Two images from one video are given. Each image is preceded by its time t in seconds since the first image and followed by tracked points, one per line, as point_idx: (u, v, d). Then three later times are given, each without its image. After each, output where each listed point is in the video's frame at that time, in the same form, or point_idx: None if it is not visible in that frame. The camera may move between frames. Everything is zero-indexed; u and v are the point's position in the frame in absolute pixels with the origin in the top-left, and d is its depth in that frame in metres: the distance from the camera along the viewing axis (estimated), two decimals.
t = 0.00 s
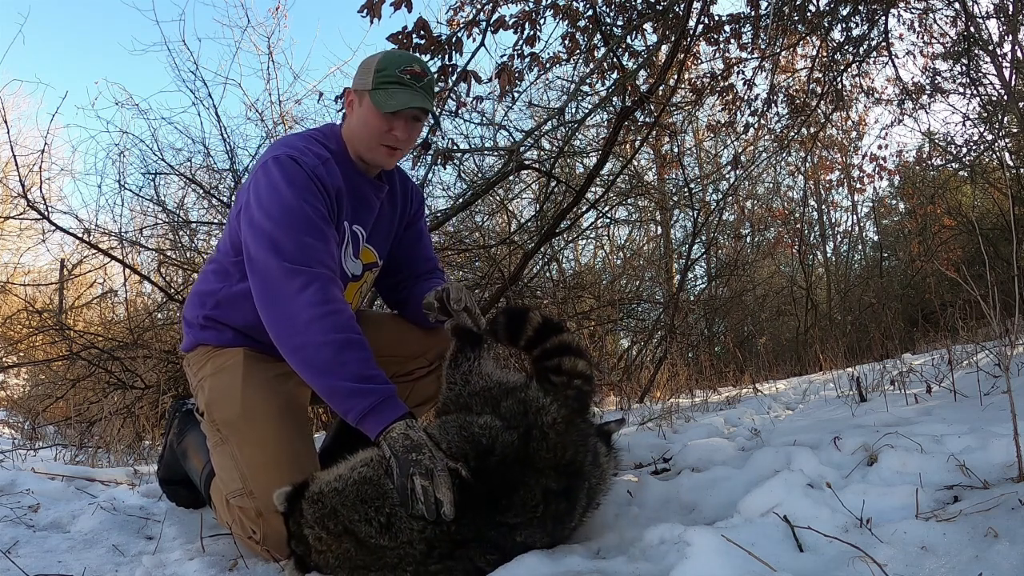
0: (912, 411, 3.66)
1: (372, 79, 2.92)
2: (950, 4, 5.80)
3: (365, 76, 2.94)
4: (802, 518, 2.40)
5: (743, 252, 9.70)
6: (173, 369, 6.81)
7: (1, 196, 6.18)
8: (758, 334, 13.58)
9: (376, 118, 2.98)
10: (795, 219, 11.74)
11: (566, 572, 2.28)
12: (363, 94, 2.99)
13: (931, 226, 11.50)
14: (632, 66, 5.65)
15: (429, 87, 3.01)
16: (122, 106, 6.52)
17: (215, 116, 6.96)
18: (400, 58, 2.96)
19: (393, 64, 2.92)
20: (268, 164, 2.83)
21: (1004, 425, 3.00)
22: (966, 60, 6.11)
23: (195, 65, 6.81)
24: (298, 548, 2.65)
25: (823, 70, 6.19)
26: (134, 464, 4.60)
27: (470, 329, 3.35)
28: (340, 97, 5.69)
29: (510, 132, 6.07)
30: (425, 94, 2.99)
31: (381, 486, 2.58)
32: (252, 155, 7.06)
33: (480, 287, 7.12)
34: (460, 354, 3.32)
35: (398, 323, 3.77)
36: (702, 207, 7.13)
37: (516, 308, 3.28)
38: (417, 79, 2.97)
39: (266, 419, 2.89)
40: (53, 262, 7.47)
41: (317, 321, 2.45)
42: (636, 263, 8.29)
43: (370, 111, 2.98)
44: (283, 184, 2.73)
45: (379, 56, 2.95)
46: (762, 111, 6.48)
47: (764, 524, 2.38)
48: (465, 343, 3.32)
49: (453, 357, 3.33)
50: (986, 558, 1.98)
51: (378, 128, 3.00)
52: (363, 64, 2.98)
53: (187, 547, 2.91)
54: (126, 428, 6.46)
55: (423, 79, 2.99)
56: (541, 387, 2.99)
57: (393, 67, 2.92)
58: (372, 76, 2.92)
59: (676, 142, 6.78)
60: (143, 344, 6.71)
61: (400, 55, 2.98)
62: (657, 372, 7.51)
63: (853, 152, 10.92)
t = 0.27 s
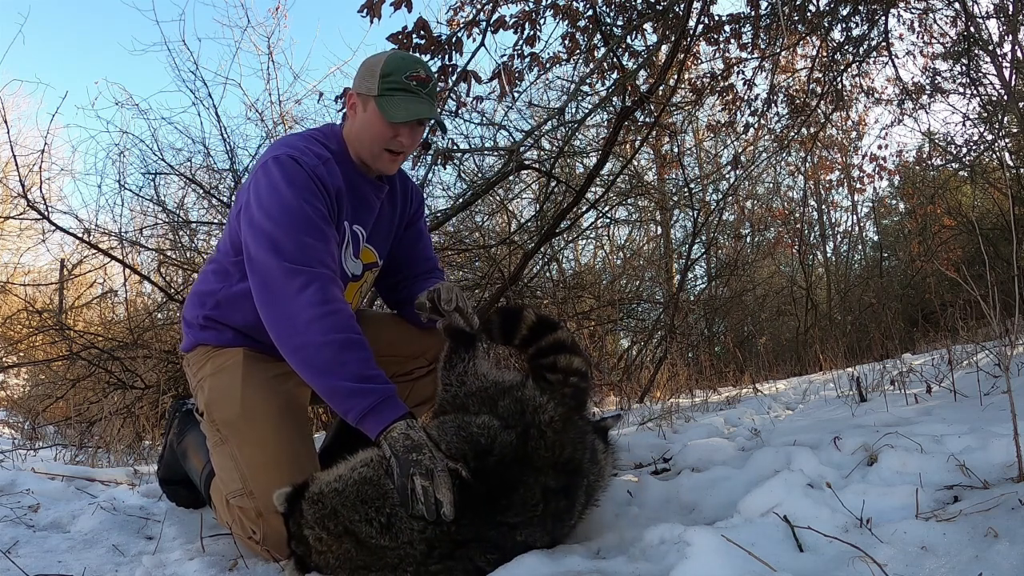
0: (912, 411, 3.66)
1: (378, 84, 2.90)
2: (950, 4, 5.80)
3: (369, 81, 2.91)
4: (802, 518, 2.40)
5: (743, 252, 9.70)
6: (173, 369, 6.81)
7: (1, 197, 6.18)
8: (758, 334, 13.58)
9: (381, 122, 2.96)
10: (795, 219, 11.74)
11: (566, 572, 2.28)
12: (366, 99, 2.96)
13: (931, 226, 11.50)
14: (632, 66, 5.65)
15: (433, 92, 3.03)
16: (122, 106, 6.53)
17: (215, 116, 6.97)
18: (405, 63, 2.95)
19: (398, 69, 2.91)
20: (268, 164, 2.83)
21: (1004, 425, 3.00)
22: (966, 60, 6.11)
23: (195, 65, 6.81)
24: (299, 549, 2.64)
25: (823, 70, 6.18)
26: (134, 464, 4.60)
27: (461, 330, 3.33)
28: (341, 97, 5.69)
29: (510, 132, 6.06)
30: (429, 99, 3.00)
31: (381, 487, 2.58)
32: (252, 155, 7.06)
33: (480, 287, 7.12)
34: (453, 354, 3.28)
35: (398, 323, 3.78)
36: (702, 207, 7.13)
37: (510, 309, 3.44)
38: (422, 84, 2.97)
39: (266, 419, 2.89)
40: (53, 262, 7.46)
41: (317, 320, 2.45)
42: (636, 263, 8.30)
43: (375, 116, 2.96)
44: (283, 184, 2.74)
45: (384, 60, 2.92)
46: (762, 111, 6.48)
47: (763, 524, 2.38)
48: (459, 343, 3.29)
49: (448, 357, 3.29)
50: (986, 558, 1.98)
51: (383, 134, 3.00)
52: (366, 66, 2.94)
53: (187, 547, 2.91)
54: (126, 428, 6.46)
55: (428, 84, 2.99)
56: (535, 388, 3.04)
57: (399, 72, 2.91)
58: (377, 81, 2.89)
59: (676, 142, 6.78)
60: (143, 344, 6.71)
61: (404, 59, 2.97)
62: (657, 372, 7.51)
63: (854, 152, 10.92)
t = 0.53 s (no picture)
0: (912, 411, 3.66)
1: (379, 86, 2.90)
2: (950, 4, 5.80)
3: (371, 83, 2.91)
4: (802, 518, 2.40)
5: (743, 252, 9.70)
6: (173, 369, 6.81)
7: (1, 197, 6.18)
8: (758, 334, 13.58)
9: (382, 124, 2.96)
10: (795, 219, 11.74)
11: (566, 572, 2.28)
12: (367, 100, 2.96)
13: (931, 226, 11.49)
14: (632, 66, 5.65)
15: (434, 95, 3.03)
16: (122, 106, 6.53)
17: (215, 116, 6.97)
18: (407, 66, 2.95)
19: (400, 71, 2.92)
20: (268, 164, 2.83)
21: (1004, 425, 3.00)
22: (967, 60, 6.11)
23: (195, 65, 6.81)
24: (299, 549, 2.64)
25: (823, 70, 6.18)
26: (134, 464, 4.60)
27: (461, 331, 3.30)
28: (340, 97, 5.69)
29: (510, 132, 6.06)
30: (431, 102, 3.01)
31: (382, 487, 2.58)
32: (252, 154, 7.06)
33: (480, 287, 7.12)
34: (453, 355, 3.26)
35: (398, 324, 3.77)
36: (702, 207, 7.14)
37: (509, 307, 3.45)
38: (424, 87, 2.98)
39: (266, 419, 2.89)
40: (53, 262, 7.47)
41: (317, 320, 2.45)
42: (636, 263, 8.29)
43: (376, 118, 2.96)
44: (283, 184, 2.74)
45: (386, 62, 2.93)
46: (762, 111, 6.48)
47: (763, 525, 2.38)
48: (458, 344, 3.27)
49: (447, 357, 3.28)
50: (986, 558, 1.98)
51: (384, 136, 3.00)
52: (367, 67, 2.94)
53: (186, 547, 2.90)
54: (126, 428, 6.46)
55: (429, 87, 3.00)
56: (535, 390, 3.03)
57: (401, 75, 2.91)
58: (379, 83, 2.90)
59: (676, 142, 6.78)
60: (143, 344, 6.71)
61: (406, 61, 2.97)
62: (657, 372, 7.51)
63: (853, 152, 10.92)
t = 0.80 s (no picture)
0: (912, 411, 3.66)
1: (380, 88, 2.90)
2: (950, 4, 5.80)
3: (371, 84, 2.91)
4: (802, 518, 2.40)
5: (743, 252, 9.70)
6: (173, 369, 6.81)
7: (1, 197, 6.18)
8: (758, 334, 13.58)
9: (382, 126, 2.96)
10: (795, 219, 11.74)
11: (566, 572, 2.28)
12: (367, 101, 2.96)
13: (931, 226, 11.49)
14: (632, 67, 5.65)
15: (434, 97, 3.03)
16: (122, 106, 6.53)
17: (215, 116, 6.97)
18: (408, 67, 2.95)
19: (401, 73, 2.92)
20: (267, 164, 2.83)
21: (1004, 425, 3.00)
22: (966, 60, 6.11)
23: (195, 65, 6.81)
24: (299, 547, 2.63)
25: (823, 70, 6.18)
26: (134, 464, 4.59)
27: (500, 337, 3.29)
28: (340, 97, 5.68)
29: (510, 132, 6.06)
30: (431, 104, 3.01)
31: (382, 486, 2.58)
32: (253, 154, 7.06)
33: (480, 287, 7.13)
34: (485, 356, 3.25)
35: (401, 324, 3.76)
36: (702, 207, 7.14)
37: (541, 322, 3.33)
38: (425, 89, 2.98)
39: (266, 419, 2.89)
40: (53, 262, 7.47)
41: (317, 320, 2.45)
42: (636, 263, 8.29)
43: (376, 119, 2.96)
44: (282, 184, 2.74)
45: (387, 63, 2.93)
46: (762, 111, 6.48)
47: (764, 524, 2.38)
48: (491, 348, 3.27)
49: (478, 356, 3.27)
50: (986, 558, 1.98)
51: (384, 137, 3.00)
52: (368, 68, 2.94)
53: (186, 547, 2.91)
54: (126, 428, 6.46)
55: (430, 89, 3.00)
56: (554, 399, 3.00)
57: (402, 76, 2.91)
58: (380, 84, 2.89)
59: (676, 142, 6.78)
60: (143, 344, 6.71)
61: (407, 62, 2.96)
62: (657, 372, 7.51)
63: (853, 152, 10.92)
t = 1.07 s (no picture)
0: (912, 411, 3.66)
1: (379, 87, 2.90)
2: (950, 4, 5.81)
3: (371, 83, 2.92)
4: (802, 518, 2.40)
5: (743, 252, 9.70)
6: (173, 369, 6.81)
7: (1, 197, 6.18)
8: (758, 334, 13.58)
9: (381, 125, 2.96)
10: (796, 219, 11.74)
11: (566, 572, 2.28)
12: (367, 101, 2.96)
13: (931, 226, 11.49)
14: (632, 66, 5.65)
15: (434, 97, 3.03)
16: (121, 105, 6.52)
17: (215, 116, 6.97)
18: (408, 66, 2.95)
19: (401, 73, 2.92)
20: (265, 164, 2.83)
21: (1004, 425, 3.00)
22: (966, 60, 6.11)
23: (195, 65, 6.81)
24: (300, 547, 2.64)
25: (823, 70, 6.18)
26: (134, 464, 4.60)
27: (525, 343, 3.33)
28: (340, 97, 5.68)
29: (510, 132, 6.05)
30: (431, 103, 3.01)
31: (382, 488, 2.57)
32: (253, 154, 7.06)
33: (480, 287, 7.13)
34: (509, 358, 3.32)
35: (403, 325, 3.75)
36: (702, 207, 7.14)
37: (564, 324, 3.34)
38: (425, 89, 2.98)
39: (266, 419, 2.89)
40: (53, 263, 7.46)
41: (315, 320, 2.45)
42: (636, 263, 8.29)
43: (375, 119, 2.96)
44: (279, 184, 2.74)
45: (387, 61, 2.93)
46: (762, 111, 6.48)
47: (764, 524, 2.38)
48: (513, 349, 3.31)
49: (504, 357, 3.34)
50: (986, 558, 1.98)
51: (384, 137, 3.00)
52: (369, 66, 2.95)
53: (186, 547, 2.91)
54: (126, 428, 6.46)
55: (430, 89, 3.00)
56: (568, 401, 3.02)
57: (402, 76, 2.92)
58: (379, 84, 2.90)
59: (676, 142, 6.78)
60: (142, 344, 6.71)
61: (408, 61, 2.97)
62: (657, 372, 7.51)
63: (853, 152, 10.91)
